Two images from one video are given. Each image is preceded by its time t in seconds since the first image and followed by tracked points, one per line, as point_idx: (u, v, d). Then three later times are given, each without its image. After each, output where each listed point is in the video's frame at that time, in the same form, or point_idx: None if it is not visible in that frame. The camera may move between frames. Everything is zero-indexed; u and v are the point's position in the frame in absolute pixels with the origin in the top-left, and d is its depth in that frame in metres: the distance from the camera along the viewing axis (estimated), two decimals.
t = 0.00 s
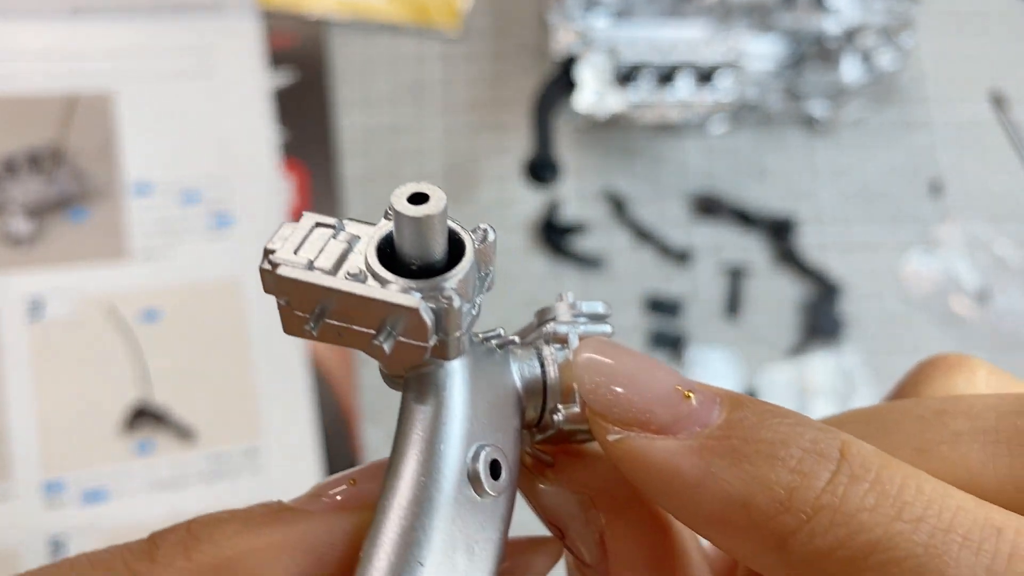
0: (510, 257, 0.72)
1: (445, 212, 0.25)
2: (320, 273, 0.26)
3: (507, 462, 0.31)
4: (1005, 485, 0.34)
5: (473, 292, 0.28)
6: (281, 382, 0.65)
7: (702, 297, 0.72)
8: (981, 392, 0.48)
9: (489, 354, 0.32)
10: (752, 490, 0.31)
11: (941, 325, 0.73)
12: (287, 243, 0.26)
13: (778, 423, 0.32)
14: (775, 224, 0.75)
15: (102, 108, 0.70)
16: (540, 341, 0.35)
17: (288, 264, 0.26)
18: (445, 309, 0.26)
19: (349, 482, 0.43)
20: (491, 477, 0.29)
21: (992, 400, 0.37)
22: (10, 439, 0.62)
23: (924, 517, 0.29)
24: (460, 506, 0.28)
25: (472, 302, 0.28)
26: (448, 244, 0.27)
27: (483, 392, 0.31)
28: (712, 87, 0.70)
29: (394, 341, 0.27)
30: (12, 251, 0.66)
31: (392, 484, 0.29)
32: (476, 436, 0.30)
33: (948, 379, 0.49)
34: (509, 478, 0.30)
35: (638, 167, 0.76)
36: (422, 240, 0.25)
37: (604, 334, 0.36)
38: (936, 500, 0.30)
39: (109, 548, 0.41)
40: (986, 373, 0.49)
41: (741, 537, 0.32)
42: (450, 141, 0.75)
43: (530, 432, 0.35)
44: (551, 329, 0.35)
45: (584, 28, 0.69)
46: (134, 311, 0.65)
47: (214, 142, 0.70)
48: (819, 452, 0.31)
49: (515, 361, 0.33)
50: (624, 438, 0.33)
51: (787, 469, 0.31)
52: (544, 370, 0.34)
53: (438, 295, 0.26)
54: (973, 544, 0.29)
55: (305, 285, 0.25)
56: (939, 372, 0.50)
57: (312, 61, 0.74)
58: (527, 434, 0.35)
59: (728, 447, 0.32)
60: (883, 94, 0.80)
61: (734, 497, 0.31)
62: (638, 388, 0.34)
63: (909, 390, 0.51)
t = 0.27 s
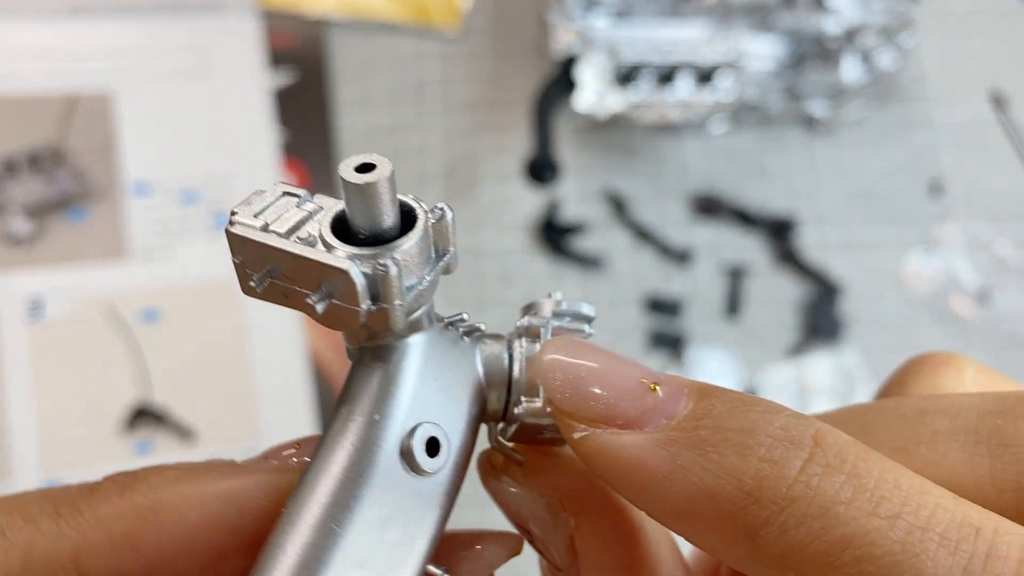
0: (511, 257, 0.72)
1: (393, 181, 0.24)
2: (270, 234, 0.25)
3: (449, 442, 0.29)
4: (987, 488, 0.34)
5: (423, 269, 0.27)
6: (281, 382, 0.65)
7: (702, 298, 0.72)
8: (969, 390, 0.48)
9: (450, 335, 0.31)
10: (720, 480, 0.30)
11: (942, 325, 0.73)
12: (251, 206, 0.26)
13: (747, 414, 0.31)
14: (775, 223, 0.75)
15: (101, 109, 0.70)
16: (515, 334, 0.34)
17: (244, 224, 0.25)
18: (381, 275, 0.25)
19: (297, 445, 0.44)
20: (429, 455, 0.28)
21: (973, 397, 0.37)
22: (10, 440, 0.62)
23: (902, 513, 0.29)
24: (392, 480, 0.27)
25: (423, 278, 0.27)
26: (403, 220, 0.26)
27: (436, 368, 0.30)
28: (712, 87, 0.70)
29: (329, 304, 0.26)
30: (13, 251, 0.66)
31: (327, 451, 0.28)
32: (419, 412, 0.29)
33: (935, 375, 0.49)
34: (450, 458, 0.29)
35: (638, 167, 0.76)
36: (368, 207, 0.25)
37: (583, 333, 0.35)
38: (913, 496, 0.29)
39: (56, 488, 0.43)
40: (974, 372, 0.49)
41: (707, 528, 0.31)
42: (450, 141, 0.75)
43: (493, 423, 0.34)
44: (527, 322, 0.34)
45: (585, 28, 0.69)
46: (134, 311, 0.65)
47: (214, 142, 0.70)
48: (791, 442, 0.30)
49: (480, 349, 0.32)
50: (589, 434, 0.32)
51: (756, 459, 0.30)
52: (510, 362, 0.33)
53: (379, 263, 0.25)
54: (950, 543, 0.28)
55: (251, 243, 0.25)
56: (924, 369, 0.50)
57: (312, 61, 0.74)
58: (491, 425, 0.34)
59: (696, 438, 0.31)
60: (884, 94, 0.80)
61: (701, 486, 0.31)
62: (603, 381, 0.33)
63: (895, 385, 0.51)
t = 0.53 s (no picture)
0: (511, 257, 0.72)
1: (379, 154, 0.25)
2: (263, 201, 0.26)
3: (422, 416, 0.29)
4: (981, 487, 0.34)
5: (406, 245, 0.27)
6: (281, 381, 0.65)
7: (702, 297, 0.73)
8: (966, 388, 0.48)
9: (438, 320, 0.31)
10: (704, 477, 0.30)
11: (941, 325, 0.73)
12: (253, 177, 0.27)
13: (734, 411, 0.31)
14: (774, 223, 0.75)
15: (102, 109, 0.70)
16: (508, 329, 0.33)
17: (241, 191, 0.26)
18: (356, 245, 0.25)
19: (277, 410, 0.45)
20: (398, 429, 0.29)
21: (968, 398, 0.37)
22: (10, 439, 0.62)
23: (889, 512, 0.28)
24: (357, 450, 0.28)
25: (406, 255, 0.27)
26: (391, 198, 0.27)
27: (415, 343, 0.30)
28: (712, 87, 0.70)
29: (306, 269, 0.26)
30: (13, 251, 0.66)
31: (296, 414, 0.28)
32: (393, 386, 0.29)
33: (929, 374, 0.49)
34: (422, 433, 0.30)
35: (638, 167, 0.76)
36: (355, 177, 0.25)
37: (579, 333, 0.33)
38: (901, 495, 0.29)
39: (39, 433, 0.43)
40: (973, 371, 0.49)
41: (689, 523, 0.31)
42: (450, 141, 0.75)
43: (479, 415, 0.33)
44: (521, 316, 0.33)
45: (585, 28, 0.70)
46: (134, 310, 0.65)
47: (214, 142, 0.71)
48: (778, 441, 0.30)
49: (469, 340, 0.32)
50: (575, 432, 0.31)
51: (742, 457, 0.30)
52: (499, 355, 0.32)
53: (356, 232, 0.25)
54: (937, 543, 0.28)
55: (243, 207, 0.25)
56: (919, 369, 0.49)
57: (313, 62, 0.74)
58: (477, 415, 0.33)
59: (681, 435, 0.30)
60: (883, 94, 0.80)
61: (685, 484, 0.30)
62: (590, 376, 0.31)
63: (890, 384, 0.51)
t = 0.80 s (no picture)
0: (511, 257, 0.72)
1: (380, 149, 0.25)
2: (265, 194, 0.26)
3: (417, 411, 0.29)
4: (982, 491, 0.34)
5: (405, 241, 0.27)
6: (281, 381, 0.65)
7: (702, 297, 0.73)
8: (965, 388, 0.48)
9: (436, 317, 0.31)
10: (700, 480, 0.30)
11: (941, 325, 0.73)
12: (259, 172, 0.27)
13: (731, 414, 0.30)
14: (774, 223, 0.75)
15: (102, 109, 0.70)
16: (508, 329, 0.33)
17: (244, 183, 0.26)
18: (354, 238, 0.25)
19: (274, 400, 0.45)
20: (392, 423, 0.28)
21: (968, 399, 0.37)
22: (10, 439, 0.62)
23: (885, 515, 0.28)
24: (350, 443, 0.28)
25: (404, 250, 0.27)
26: (392, 194, 0.27)
27: (411, 338, 0.30)
28: (712, 88, 0.70)
29: (305, 261, 0.26)
30: (13, 251, 0.66)
31: (292, 404, 0.28)
32: (388, 380, 0.29)
33: (931, 376, 0.49)
34: (416, 427, 0.29)
35: (638, 167, 0.76)
36: (355, 172, 0.25)
37: (576, 335, 0.33)
38: (898, 498, 0.29)
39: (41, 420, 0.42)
40: (973, 373, 0.49)
41: (686, 525, 0.31)
42: (450, 141, 0.76)
43: (477, 415, 0.33)
44: (520, 316, 0.33)
45: (585, 29, 0.70)
46: (134, 310, 0.65)
47: (215, 141, 0.71)
48: (775, 444, 0.30)
49: (468, 339, 0.32)
50: (572, 435, 0.31)
51: (739, 461, 0.29)
52: (497, 355, 0.32)
53: (355, 225, 0.25)
54: (933, 545, 0.28)
55: (244, 198, 0.26)
56: (921, 371, 0.49)
57: (313, 62, 0.74)
58: (474, 415, 0.33)
59: (678, 439, 0.30)
60: (883, 94, 0.80)
61: (681, 487, 0.30)
62: (589, 379, 0.31)
63: (894, 387, 0.51)
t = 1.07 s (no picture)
0: (511, 257, 0.72)
1: (379, 143, 0.25)
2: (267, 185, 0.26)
3: (408, 402, 0.29)
4: (974, 490, 0.33)
5: (401, 234, 0.27)
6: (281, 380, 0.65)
7: (702, 297, 0.73)
8: (960, 388, 0.48)
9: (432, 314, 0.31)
10: (690, 478, 0.30)
11: (941, 325, 0.73)
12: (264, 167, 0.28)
13: (721, 413, 0.31)
14: (774, 223, 0.75)
15: (102, 109, 0.70)
16: (503, 327, 0.33)
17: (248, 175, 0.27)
18: (349, 227, 0.25)
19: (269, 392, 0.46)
20: (381, 412, 0.28)
21: (959, 398, 0.36)
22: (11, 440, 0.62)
23: (875, 513, 0.28)
24: (338, 431, 0.28)
25: (400, 243, 0.27)
26: (390, 189, 0.27)
27: (405, 330, 0.30)
28: (711, 88, 0.70)
29: (300, 250, 0.26)
30: (13, 251, 0.66)
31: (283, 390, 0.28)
32: (380, 369, 0.29)
33: (925, 375, 0.49)
34: (406, 418, 0.29)
35: (638, 167, 0.76)
36: (353, 163, 0.25)
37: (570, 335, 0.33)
38: (887, 496, 0.29)
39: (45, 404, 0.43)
40: (968, 373, 0.49)
41: (677, 524, 0.31)
42: (450, 141, 0.76)
43: (469, 412, 0.33)
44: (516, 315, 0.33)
45: (585, 29, 0.70)
46: (135, 310, 0.65)
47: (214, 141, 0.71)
48: (765, 443, 0.30)
49: (462, 335, 0.32)
50: (564, 433, 0.31)
51: (729, 458, 0.30)
52: (490, 351, 0.32)
53: (350, 214, 0.25)
54: (923, 543, 0.28)
55: (245, 188, 0.26)
56: (915, 370, 0.50)
57: (313, 62, 0.74)
58: (467, 412, 0.33)
59: (669, 437, 0.30)
60: (882, 94, 0.80)
61: (671, 485, 0.30)
62: (580, 377, 0.31)
63: (887, 386, 0.51)
